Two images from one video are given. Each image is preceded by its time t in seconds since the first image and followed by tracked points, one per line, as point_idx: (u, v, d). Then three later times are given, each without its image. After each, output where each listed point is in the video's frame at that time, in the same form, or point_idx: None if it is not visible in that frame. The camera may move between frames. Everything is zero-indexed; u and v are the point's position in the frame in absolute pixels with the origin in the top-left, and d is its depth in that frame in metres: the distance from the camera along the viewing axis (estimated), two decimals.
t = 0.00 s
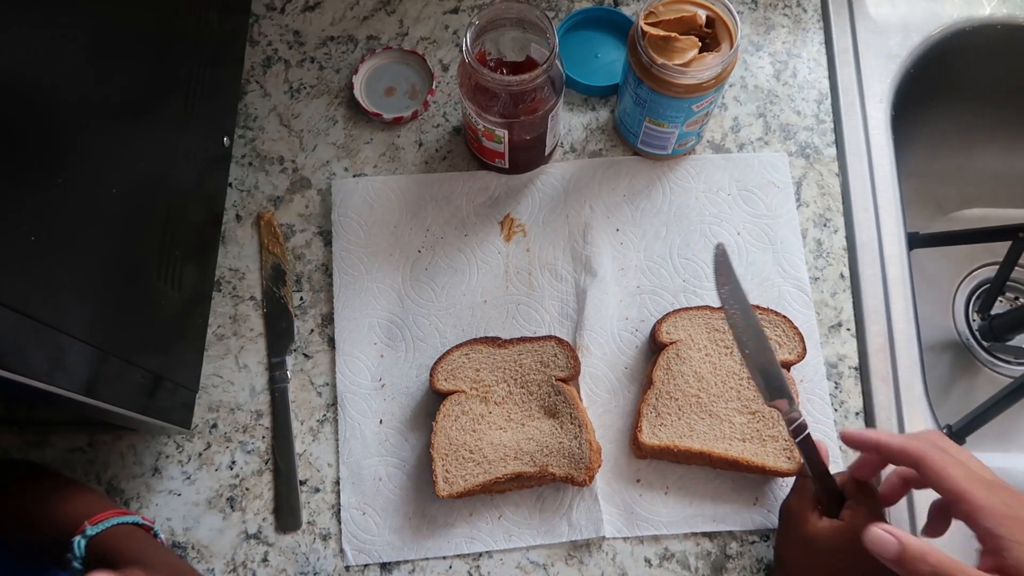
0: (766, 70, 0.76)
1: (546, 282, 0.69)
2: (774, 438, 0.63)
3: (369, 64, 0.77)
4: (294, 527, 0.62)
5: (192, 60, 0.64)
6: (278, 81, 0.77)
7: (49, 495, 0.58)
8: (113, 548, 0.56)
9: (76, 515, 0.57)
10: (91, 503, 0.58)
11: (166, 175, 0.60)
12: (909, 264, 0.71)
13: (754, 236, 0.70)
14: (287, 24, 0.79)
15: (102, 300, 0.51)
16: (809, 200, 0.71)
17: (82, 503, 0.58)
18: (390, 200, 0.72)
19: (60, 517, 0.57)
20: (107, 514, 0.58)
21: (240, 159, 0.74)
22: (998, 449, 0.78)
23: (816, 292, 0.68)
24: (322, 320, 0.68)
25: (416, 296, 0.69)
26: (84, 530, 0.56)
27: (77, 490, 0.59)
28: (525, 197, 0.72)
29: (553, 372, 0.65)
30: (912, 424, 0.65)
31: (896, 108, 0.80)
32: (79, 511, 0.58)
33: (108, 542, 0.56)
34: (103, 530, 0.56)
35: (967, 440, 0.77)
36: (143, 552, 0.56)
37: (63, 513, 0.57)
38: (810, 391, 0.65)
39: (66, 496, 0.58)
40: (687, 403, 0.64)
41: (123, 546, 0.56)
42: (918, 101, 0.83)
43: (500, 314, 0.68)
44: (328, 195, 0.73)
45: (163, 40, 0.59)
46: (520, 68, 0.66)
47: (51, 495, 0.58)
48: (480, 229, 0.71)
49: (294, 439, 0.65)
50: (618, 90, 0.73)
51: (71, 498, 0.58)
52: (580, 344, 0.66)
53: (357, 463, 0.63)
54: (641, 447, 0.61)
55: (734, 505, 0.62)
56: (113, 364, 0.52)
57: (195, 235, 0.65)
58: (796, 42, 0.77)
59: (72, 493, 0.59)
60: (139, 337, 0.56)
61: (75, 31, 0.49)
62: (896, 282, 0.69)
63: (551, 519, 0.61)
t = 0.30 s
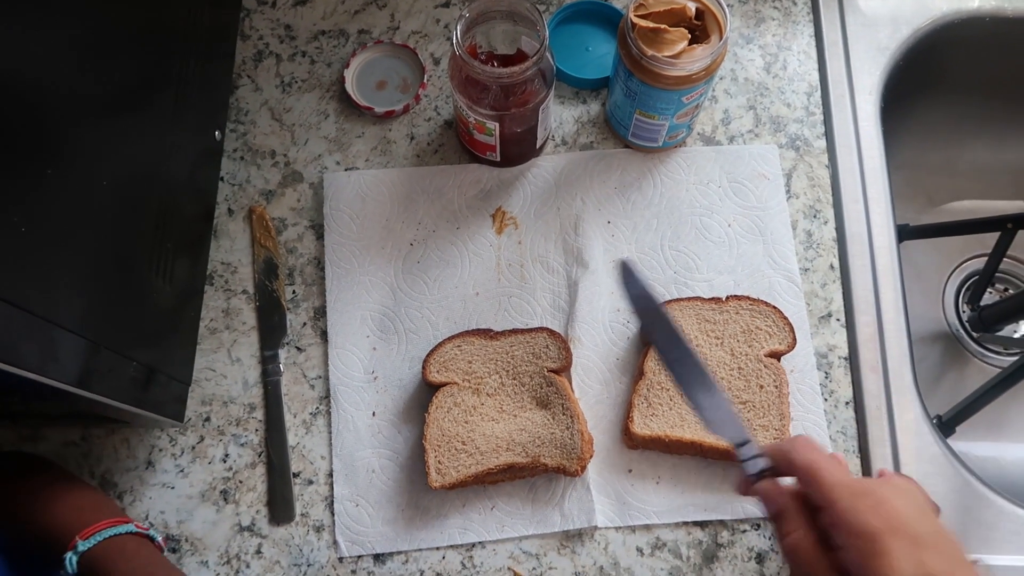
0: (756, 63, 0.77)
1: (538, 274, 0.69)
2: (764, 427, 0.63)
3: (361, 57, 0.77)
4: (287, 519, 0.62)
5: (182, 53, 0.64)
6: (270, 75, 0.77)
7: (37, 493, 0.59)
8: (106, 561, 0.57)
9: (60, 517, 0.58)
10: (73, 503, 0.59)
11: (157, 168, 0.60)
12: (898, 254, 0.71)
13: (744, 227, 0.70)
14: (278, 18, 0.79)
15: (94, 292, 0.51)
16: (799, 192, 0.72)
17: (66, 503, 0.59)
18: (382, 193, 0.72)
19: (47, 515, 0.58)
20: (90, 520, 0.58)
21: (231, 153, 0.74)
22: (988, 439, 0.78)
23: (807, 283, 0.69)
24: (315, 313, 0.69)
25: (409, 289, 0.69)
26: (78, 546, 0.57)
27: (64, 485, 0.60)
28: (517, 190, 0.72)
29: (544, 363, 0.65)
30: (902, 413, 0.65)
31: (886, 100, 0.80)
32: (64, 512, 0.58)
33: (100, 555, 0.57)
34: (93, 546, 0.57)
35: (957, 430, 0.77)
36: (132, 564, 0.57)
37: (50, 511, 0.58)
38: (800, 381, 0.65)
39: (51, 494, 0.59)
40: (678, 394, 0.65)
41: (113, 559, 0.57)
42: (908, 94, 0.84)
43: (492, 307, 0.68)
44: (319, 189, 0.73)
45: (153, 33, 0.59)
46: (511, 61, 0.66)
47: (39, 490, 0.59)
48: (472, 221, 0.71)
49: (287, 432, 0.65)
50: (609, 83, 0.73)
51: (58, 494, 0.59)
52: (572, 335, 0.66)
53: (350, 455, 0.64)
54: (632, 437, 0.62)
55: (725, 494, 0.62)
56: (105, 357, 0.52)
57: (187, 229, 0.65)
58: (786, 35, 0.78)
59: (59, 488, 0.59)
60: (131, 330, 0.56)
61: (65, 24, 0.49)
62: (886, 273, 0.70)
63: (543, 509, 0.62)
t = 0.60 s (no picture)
0: (752, 56, 0.77)
1: (533, 267, 0.69)
2: (760, 420, 0.63)
3: (356, 50, 0.76)
4: (282, 513, 0.62)
5: (175, 45, 0.63)
6: (264, 68, 0.76)
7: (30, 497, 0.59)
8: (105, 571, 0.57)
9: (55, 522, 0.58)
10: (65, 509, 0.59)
11: (150, 161, 0.59)
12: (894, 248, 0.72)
13: (740, 220, 0.70)
14: (272, 11, 0.79)
15: (86, 285, 0.51)
16: (795, 185, 0.72)
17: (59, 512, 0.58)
18: (377, 187, 0.72)
19: (40, 517, 0.58)
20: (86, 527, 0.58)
21: (225, 147, 0.74)
22: (983, 432, 0.78)
23: (802, 276, 0.69)
24: (310, 307, 0.68)
25: (404, 282, 0.69)
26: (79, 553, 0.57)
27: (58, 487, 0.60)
28: (512, 183, 0.72)
29: (540, 356, 0.65)
30: (897, 405, 0.66)
31: (881, 94, 0.80)
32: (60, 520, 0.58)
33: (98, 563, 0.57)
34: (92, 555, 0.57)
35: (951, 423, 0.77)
36: None
37: (45, 512, 0.58)
38: (796, 373, 0.65)
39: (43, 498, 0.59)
40: (674, 387, 0.65)
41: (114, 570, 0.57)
42: (903, 87, 0.84)
43: (487, 300, 0.68)
44: (314, 182, 0.73)
45: (145, 24, 0.58)
46: (506, 53, 0.66)
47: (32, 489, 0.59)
48: (467, 215, 0.71)
49: (281, 426, 0.65)
50: (604, 76, 0.73)
51: (54, 495, 0.59)
52: (568, 328, 0.66)
53: (345, 449, 0.63)
54: (628, 430, 0.62)
55: (721, 487, 0.62)
56: (99, 350, 0.52)
57: (180, 222, 0.65)
58: (782, 28, 0.78)
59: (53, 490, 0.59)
60: (125, 324, 0.55)
61: (56, 14, 0.48)
62: (881, 266, 0.70)
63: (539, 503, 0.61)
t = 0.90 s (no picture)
0: (744, 50, 0.77)
1: (528, 262, 0.69)
2: (754, 411, 0.64)
3: (349, 46, 0.76)
4: (279, 508, 0.62)
5: (169, 41, 0.63)
6: (257, 64, 0.76)
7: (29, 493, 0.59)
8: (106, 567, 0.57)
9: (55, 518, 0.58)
10: (64, 505, 0.59)
11: (144, 157, 0.59)
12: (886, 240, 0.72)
13: (734, 214, 0.71)
14: (265, 7, 0.79)
15: (81, 281, 0.51)
16: (787, 178, 0.72)
17: (59, 508, 0.58)
18: (371, 182, 0.72)
19: (39, 513, 0.58)
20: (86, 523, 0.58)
21: (219, 143, 0.74)
22: (976, 423, 0.79)
23: (796, 269, 0.69)
24: (305, 303, 0.68)
25: (399, 277, 0.69)
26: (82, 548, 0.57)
27: (59, 483, 0.60)
28: (506, 178, 0.72)
29: (531, 353, 0.65)
30: (890, 396, 0.66)
31: (873, 87, 0.81)
32: (59, 516, 0.58)
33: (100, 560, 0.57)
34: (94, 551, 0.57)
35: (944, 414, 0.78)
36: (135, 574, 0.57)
37: (43, 508, 0.58)
38: (790, 365, 0.66)
39: (42, 494, 0.59)
40: (669, 379, 0.65)
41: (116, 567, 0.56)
42: (895, 81, 0.84)
43: (482, 294, 0.68)
44: (309, 178, 0.73)
45: (139, 21, 0.58)
46: (499, 48, 0.66)
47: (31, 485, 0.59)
48: (462, 209, 0.71)
49: (278, 421, 0.65)
50: (597, 71, 0.74)
51: (53, 491, 0.59)
52: (563, 322, 0.67)
53: (342, 444, 0.64)
54: (623, 423, 0.62)
55: (715, 479, 0.63)
56: (95, 346, 0.52)
57: (175, 219, 0.65)
58: (774, 22, 0.78)
59: (52, 486, 0.59)
60: (121, 320, 0.55)
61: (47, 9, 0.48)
62: (874, 258, 0.70)
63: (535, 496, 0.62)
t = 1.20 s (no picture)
0: (741, 45, 0.77)
1: (523, 258, 0.69)
2: (751, 407, 0.63)
3: (344, 42, 0.76)
4: (274, 507, 0.62)
5: (162, 37, 0.63)
6: (251, 61, 0.76)
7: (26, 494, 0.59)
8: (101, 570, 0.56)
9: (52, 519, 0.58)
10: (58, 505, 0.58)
11: (138, 154, 0.59)
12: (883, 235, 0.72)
13: (730, 209, 0.70)
14: (259, 3, 0.78)
15: (74, 279, 0.51)
16: (784, 173, 0.72)
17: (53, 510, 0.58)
18: (367, 178, 0.72)
19: (34, 512, 0.58)
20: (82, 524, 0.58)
21: (214, 139, 0.73)
22: (972, 419, 0.79)
23: (792, 264, 0.69)
24: (300, 300, 0.68)
25: (395, 273, 0.68)
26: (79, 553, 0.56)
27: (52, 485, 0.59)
28: (502, 174, 0.72)
29: (517, 348, 0.65)
30: (886, 392, 0.66)
31: (870, 82, 0.81)
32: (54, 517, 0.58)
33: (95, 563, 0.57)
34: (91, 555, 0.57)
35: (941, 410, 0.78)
36: None
37: (39, 508, 0.58)
38: (787, 361, 0.66)
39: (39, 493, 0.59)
40: (665, 375, 0.65)
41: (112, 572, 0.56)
42: (892, 76, 0.84)
43: (478, 291, 0.68)
44: (303, 174, 0.72)
45: (131, 16, 0.58)
46: (494, 43, 0.66)
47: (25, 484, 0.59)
48: (457, 206, 0.71)
49: (273, 419, 0.64)
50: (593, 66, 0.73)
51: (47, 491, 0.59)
52: (559, 319, 0.66)
53: (337, 442, 0.63)
54: (620, 419, 0.62)
55: (712, 475, 0.62)
56: (88, 344, 0.52)
57: (169, 216, 0.64)
58: (770, 17, 0.78)
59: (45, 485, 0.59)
60: (114, 318, 0.55)
61: (39, 5, 0.48)
62: (870, 253, 0.70)
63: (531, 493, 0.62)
